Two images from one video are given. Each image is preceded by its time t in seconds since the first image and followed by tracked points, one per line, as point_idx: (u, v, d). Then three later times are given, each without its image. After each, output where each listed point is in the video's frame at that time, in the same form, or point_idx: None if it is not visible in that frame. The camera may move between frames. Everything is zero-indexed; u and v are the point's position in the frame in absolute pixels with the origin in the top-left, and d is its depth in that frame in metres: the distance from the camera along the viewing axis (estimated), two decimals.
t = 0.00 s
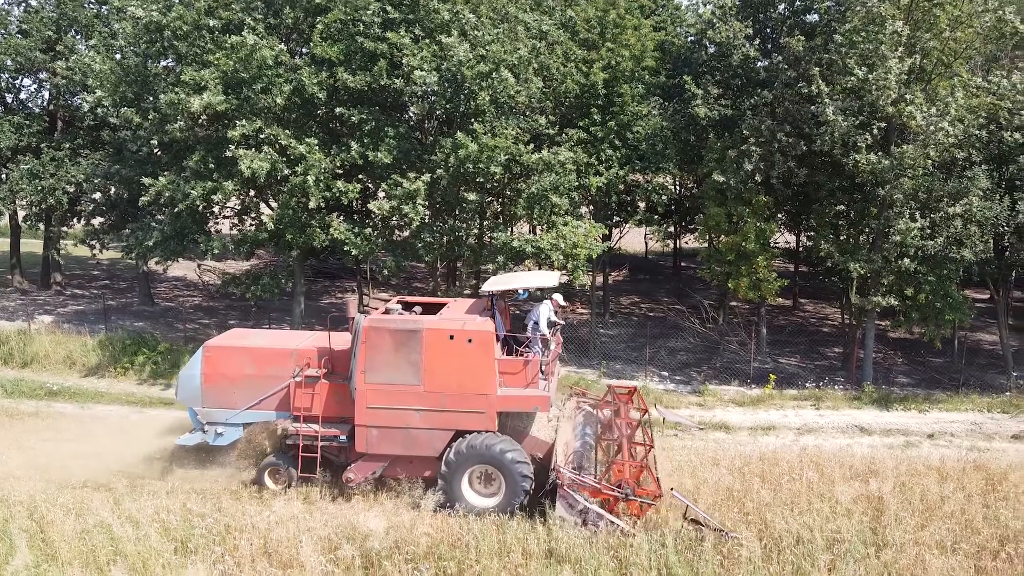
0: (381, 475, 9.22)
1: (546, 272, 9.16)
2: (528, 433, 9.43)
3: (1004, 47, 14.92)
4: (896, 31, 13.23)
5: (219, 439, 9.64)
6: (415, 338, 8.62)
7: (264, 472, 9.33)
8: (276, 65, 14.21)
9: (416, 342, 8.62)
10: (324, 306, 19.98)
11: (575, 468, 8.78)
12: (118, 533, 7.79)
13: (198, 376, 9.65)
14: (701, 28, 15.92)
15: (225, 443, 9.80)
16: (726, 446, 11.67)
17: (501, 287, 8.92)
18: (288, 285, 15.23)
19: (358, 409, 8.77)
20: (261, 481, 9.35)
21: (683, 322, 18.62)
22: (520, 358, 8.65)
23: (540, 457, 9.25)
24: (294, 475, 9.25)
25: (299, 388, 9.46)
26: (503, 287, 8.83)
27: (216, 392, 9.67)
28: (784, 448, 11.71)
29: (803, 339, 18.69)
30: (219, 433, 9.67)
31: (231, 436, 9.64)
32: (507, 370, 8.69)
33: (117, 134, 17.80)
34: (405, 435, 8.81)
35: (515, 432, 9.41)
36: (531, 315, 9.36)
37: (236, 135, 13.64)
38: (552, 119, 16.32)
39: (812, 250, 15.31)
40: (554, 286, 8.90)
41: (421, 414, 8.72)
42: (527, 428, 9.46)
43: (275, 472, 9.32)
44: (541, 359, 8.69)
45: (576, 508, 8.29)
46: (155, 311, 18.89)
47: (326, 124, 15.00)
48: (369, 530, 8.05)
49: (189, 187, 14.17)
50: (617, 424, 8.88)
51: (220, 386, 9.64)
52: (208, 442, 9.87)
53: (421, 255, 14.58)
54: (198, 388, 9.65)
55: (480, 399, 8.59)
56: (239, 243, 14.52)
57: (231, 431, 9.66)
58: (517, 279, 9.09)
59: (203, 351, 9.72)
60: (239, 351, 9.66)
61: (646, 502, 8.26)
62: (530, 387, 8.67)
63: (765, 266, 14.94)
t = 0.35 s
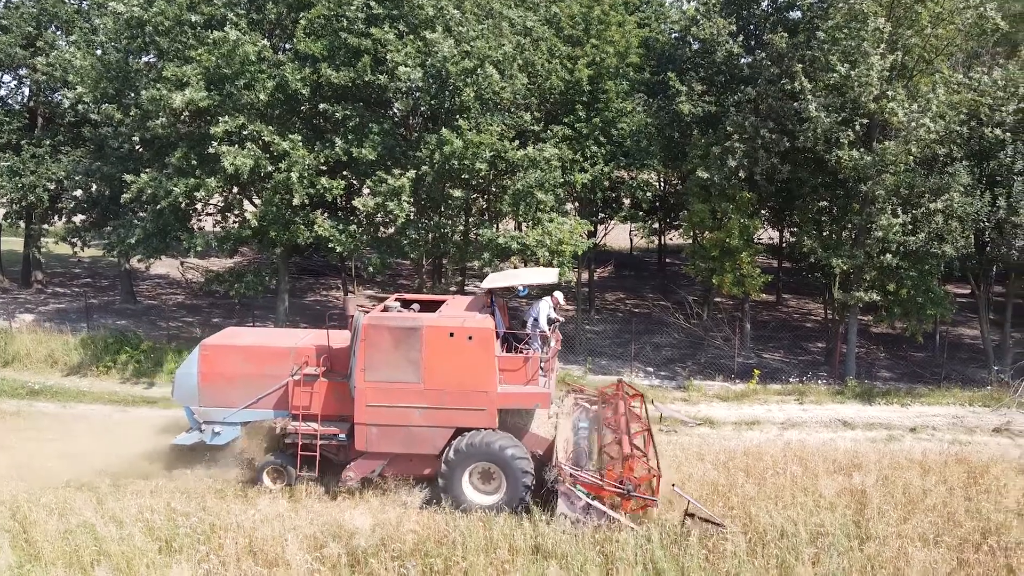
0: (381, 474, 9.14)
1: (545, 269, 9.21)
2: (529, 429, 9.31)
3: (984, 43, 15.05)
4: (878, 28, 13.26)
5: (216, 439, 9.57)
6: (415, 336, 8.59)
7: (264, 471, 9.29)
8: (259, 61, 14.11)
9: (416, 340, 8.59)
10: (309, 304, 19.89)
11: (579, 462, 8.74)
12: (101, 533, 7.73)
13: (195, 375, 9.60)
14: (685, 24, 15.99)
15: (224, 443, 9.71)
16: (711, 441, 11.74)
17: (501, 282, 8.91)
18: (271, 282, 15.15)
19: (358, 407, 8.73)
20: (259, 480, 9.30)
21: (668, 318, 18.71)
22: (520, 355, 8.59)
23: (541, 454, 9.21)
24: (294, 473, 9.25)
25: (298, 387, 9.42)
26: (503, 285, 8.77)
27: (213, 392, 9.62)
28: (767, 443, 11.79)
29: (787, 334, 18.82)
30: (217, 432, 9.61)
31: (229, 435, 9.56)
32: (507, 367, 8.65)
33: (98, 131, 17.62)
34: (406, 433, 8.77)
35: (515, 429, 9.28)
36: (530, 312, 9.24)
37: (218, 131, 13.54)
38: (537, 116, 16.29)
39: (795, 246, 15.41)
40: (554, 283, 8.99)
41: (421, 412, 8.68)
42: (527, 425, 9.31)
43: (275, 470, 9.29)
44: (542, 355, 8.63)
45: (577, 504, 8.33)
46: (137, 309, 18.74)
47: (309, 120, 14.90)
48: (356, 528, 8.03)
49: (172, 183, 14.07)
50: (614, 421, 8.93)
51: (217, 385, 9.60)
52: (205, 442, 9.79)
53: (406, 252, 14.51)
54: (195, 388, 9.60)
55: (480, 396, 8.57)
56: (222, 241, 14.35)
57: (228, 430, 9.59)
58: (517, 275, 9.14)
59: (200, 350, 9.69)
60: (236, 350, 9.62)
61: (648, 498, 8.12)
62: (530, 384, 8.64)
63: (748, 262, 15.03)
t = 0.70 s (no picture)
0: (380, 474, 9.14)
1: (546, 268, 9.19)
2: (529, 429, 9.32)
3: (964, 43, 15.19)
4: (860, 28, 13.28)
5: (214, 440, 9.39)
6: (415, 336, 8.52)
7: (263, 474, 9.25)
8: (242, 59, 14.02)
9: (416, 340, 8.53)
10: (293, 304, 19.81)
11: (580, 462, 8.81)
12: (84, 536, 7.67)
13: (191, 376, 9.43)
14: (669, 24, 15.95)
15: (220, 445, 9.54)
16: (696, 439, 11.78)
17: (501, 283, 8.87)
18: (254, 282, 15.06)
19: (357, 407, 8.67)
20: (258, 482, 9.27)
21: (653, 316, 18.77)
22: (520, 355, 8.58)
23: (541, 453, 9.22)
24: (292, 474, 9.19)
25: (296, 387, 9.28)
26: (501, 285, 8.75)
27: (211, 392, 9.45)
28: (751, 440, 11.84)
29: (771, 332, 18.93)
30: (214, 434, 9.43)
31: (226, 436, 9.40)
32: (508, 367, 8.64)
33: (79, 130, 17.44)
34: (405, 434, 8.73)
35: (516, 429, 9.29)
36: (530, 312, 9.16)
37: (202, 130, 13.47)
38: (522, 115, 16.26)
39: (778, 245, 15.50)
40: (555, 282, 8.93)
41: (422, 412, 8.64)
42: (527, 425, 9.32)
43: (274, 472, 9.24)
44: (542, 355, 8.65)
45: (579, 503, 8.40)
46: (119, 310, 18.59)
47: (293, 119, 14.82)
48: (341, 529, 8.00)
49: (154, 183, 13.97)
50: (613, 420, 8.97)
51: (215, 386, 9.43)
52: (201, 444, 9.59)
53: (391, 252, 14.46)
54: (191, 389, 9.42)
55: (481, 396, 8.54)
56: (205, 241, 14.25)
57: (226, 431, 9.43)
58: (516, 274, 9.13)
59: (197, 350, 9.50)
60: (234, 350, 9.47)
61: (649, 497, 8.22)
62: (530, 384, 8.64)
63: (732, 260, 15.10)
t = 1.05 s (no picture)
0: (380, 475, 9.10)
1: (545, 268, 9.21)
2: (529, 429, 9.35)
3: (942, 43, 15.35)
4: (839, 28, 13.40)
5: (212, 442, 9.37)
6: (416, 336, 8.50)
7: (261, 476, 9.16)
8: (222, 58, 13.93)
9: (417, 340, 8.51)
10: (275, 304, 19.69)
11: (581, 462, 8.80)
12: (64, 539, 7.59)
13: (189, 378, 9.38)
14: (651, 24, 16.05)
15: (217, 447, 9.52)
16: (679, 437, 11.84)
17: (501, 283, 8.91)
18: (234, 283, 14.94)
19: (357, 408, 8.63)
20: (255, 484, 9.18)
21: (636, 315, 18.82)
22: (521, 355, 8.59)
23: (542, 453, 9.24)
24: (291, 476, 9.12)
25: (295, 388, 9.24)
26: (502, 285, 8.78)
27: (208, 394, 9.39)
28: (733, 438, 11.90)
29: (752, 330, 19.05)
30: (211, 436, 9.39)
31: (224, 438, 9.39)
32: (508, 367, 8.64)
33: (57, 130, 17.23)
34: (405, 434, 8.69)
35: (516, 429, 9.32)
36: (529, 312, 9.16)
37: (182, 129, 13.40)
38: (505, 114, 16.25)
39: (760, 244, 15.60)
40: (556, 283, 9.01)
41: (422, 413, 8.61)
42: (527, 425, 9.36)
43: (272, 474, 9.14)
44: (542, 355, 8.66)
45: (581, 504, 8.37)
46: (99, 312, 18.39)
47: (275, 118, 14.75)
48: (325, 530, 7.97)
49: (133, 183, 13.82)
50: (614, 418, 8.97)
51: (213, 387, 9.38)
52: (199, 445, 9.57)
53: (374, 252, 14.39)
54: (189, 391, 9.38)
55: (481, 396, 8.51)
56: (185, 241, 14.13)
57: (224, 433, 9.41)
58: (516, 274, 9.16)
59: (194, 352, 9.44)
60: (231, 351, 9.40)
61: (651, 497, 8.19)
62: (530, 383, 8.65)
63: (714, 259, 15.17)
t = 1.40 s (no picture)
0: (380, 476, 9.07)
1: (546, 269, 9.18)
2: (529, 429, 9.34)
3: (923, 43, 15.47)
4: (822, 28, 13.30)
5: (210, 443, 9.25)
6: (417, 336, 8.46)
7: (259, 477, 9.11)
8: (205, 57, 13.86)
9: (417, 341, 8.46)
10: (258, 305, 19.60)
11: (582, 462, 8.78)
12: (45, 543, 7.52)
13: (187, 379, 9.25)
14: (635, 24, 16.10)
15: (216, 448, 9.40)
16: (665, 435, 11.88)
17: (502, 283, 8.87)
18: (218, 283, 14.84)
19: (357, 408, 8.59)
20: (254, 484, 9.14)
21: (621, 314, 18.87)
22: (521, 355, 8.59)
23: (542, 453, 9.19)
24: (290, 478, 9.06)
25: (295, 389, 9.15)
26: (503, 284, 8.74)
27: (207, 395, 9.27)
28: (718, 436, 11.95)
29: (737, 328, 19.15)
30: (210, 437, 9.26)
31: (223, 439, 9.27)
32: (509, 367, 8.64)
33: (37, 129, 17.03)
34: (405, 435, 8.66)
35: (516, 428, 9.31)
36: (529, 312, 9.13)
37: (164, 129, 13.31)
38: (489, 113, 16.23)
39: (743, 243, 15.68)
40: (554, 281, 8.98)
41: (423, 413, 8.58)
42: (528, 425, 9.38)
43: (271, 475, 9.10)
44: (542, 355, 8.66)
45: (583, 503, 8.32)
46: (81, 313, 18.22)
47: (258, 118, 14.67)
48: (310, 531, 7.93)
49: (115, 182, 13.70)
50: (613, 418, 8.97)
51: (211, 388, 9.26)
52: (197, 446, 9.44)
53: (359, 252, 14.34)
54: (187, 391, 9.25)
55: (482, 396, 8.49)
56: (167, 242, 14.03)
57: (222, 434, 9.28)
58: (516, 274, 9.11)
59: (192, 352, 9.31)
60: (230, 352, 9.28)
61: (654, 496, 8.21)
62: (531, 383, 8.64)
63: (699, 258, 15.23)
